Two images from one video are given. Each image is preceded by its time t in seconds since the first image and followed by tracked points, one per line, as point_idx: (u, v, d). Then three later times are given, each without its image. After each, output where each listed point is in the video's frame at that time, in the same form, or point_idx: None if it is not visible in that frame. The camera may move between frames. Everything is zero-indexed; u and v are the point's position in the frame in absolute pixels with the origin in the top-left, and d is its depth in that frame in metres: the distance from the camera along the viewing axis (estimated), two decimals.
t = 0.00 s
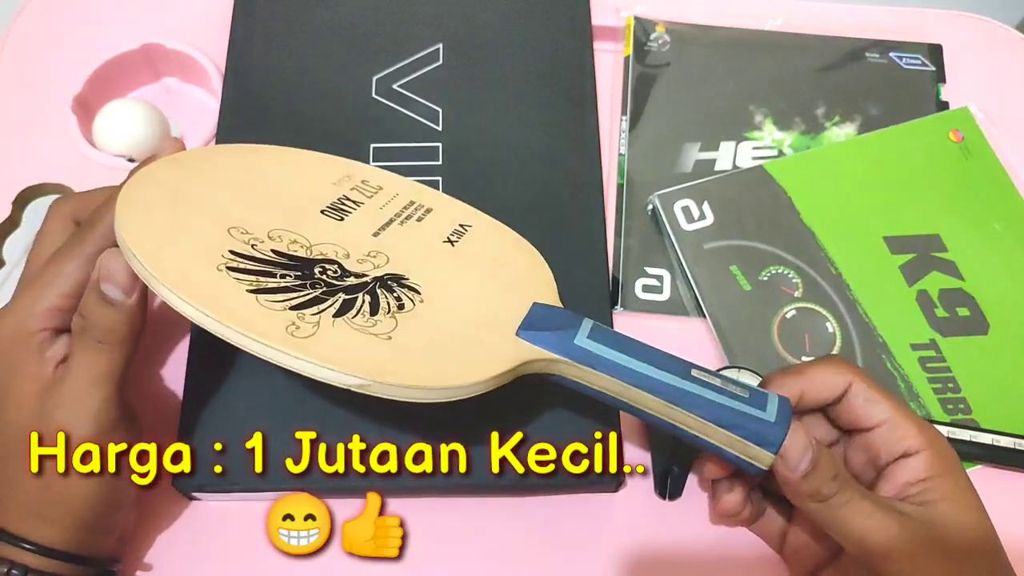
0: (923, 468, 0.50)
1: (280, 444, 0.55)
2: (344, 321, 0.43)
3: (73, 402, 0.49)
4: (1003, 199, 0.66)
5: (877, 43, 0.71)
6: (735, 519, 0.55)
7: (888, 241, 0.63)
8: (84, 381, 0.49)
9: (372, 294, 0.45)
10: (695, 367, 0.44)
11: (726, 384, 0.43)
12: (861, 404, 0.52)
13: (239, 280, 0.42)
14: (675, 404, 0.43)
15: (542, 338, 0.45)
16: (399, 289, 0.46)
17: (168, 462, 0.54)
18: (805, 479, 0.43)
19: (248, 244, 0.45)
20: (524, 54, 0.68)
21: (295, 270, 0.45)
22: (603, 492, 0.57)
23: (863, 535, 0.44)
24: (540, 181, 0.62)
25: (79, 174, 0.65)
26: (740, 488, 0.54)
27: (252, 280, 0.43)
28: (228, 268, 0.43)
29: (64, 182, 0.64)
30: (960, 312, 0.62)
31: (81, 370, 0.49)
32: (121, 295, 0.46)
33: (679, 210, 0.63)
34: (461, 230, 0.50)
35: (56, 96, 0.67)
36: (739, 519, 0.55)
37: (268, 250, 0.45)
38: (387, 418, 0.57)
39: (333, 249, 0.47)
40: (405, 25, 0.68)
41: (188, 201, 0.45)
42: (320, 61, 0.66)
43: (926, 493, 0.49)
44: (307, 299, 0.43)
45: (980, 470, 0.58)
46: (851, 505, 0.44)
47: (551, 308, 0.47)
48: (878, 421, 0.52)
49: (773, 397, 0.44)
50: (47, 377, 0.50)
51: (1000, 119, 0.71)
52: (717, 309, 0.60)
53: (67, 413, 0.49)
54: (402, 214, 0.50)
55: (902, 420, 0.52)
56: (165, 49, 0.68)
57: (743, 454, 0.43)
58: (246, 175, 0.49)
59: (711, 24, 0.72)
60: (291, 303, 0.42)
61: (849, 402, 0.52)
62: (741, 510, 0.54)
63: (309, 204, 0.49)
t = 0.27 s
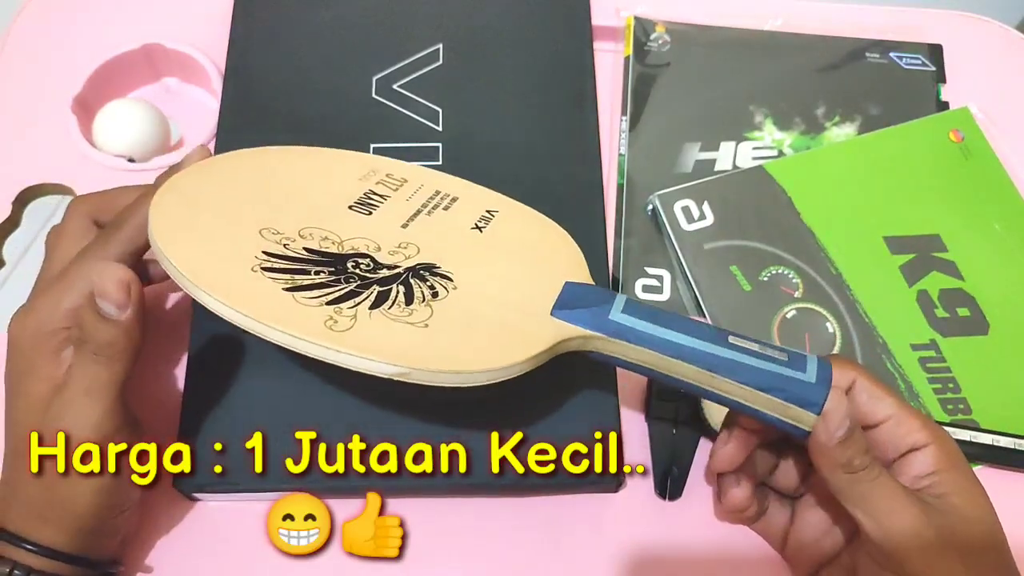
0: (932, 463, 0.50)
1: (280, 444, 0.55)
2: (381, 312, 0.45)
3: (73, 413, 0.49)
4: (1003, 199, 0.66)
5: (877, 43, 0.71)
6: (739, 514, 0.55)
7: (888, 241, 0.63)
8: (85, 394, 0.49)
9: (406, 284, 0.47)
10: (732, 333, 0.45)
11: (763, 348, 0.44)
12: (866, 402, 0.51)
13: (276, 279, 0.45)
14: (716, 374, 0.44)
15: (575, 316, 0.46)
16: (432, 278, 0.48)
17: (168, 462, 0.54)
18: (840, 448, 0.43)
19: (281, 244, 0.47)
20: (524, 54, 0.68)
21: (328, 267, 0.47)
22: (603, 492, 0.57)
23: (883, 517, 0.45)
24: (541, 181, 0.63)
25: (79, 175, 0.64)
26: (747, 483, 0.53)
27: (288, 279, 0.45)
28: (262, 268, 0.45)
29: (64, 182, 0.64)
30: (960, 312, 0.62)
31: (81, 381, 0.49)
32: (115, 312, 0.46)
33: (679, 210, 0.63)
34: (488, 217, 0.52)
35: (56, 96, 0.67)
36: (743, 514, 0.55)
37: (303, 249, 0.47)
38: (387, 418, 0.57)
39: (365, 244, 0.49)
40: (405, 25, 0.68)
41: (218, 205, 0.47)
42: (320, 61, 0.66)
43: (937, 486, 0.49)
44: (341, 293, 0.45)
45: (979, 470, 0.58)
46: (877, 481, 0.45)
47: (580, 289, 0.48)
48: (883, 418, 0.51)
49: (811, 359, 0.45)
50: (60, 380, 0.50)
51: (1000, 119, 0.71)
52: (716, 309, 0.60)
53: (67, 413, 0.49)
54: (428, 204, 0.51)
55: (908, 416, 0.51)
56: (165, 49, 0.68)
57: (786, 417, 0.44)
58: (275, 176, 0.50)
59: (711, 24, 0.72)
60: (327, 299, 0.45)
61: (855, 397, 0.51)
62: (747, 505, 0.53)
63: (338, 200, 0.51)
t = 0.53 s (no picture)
0: (932, 455, 0.50)
1: (279, 444, 0.55)
2: (387, 371, 0.46)
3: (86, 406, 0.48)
4: (1003, 199, 0.66)
5: (878, 43, 0.71)
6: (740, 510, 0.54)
7: (888, 240, 0.63)
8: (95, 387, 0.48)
9: (408, 320, 0.47)
10: (722, 344, 0.45)
11: (751, 362, 0.45)
12: (870, 387, 0.52)
13: (288, 353, 0.46)
14: (704, 385, 0.46)
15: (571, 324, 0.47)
16: (431, 304, 0.48)
17: (168, 462, 0.54)
18: (832, 432, 0.45)
19: (288, 288, 0.47)
20: (524, 53, 0.68)
21: (334, 316, 0.47)
22: (603, 492, 0.57)
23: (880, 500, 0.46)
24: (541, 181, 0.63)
25: (80, 175, 0.65)
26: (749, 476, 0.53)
27: (301, 348, 0.46)
28: (276, 336, 0.46)
29: (64, 182, 0.64)
30: (960, 312, 0.62)
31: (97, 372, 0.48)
32: (144, 308, 0.43)
33: (679, 210, 0.63)
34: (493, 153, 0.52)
35: (56, 96, 0.67)
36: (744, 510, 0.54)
37: (309, 290, 0.48)
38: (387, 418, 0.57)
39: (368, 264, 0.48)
40: (405, 25, 0.68)
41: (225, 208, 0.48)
42: (320, 61, 0.66)
43: (938, 479, 0.50)
44: (350, 355, 0.47)
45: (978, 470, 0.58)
46: (873, 466, 0.46)
47: (579, 286, 0.48)
48: (885, 406, 0.52)
49: (802, 362, 0.45)
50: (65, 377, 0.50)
51: (1000, 119, 0.71)
52: (716, 308, 0.60)
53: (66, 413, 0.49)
54: (425, 168, 0.51)
55: (910, 406, 0.51)
56: (165, 49, 0.68)
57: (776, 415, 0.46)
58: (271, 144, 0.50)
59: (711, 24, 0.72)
60: (336, 368, 0.46)
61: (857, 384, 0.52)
62: (748, 500, 0.53)
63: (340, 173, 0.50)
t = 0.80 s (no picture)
0: (935, 454, 0.50)
1: (280, 444, 0.55)
2: (412, 359, 0.51)
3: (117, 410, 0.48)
4: (1003, 199, 0.66)
5: (877, 43, 0.71)
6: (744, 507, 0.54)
7: (888, 240, 0.63)
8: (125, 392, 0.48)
9: (423, 319, 0.49)
10: (720, 368, 0.46)
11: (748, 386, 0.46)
12: (877, 382, 0.53)
13: (324, 337, 0.50)
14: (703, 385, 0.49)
15: (578, 329, 0.47)
16: (443, 307, 0.48)
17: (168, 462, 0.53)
18: (833, 426, 0.46)
19: (308, 289, 0.48)
20: (524, 54, 0.68)
21: (356, 310, 0.49)
22: (603, 492, 0.57)
23: (880, 495, 0.47)
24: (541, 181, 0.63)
25: (79, 175, 0.65)
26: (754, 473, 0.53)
27: (332, 333, 0.50)
28: (309, 326, 0.50)
29: (64, 181, 0.64)
30: (960, 312, 0.62)
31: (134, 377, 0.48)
32: (210, 323, 0.48)
33: (679, 210, 0.63)
34: (484, 164, 0.42)
35: (56, 96, 0.67)
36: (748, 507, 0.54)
37: (330, 291, 0.48)
38: (387, 418, 0.57)
39: (375, 266, 0.47)
40: (405, 25, 0.68)
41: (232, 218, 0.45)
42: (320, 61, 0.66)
43: (941, 478, 0.50)
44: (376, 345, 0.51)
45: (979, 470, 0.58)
46: (875, 461, 0.47)
47: (583, 304, 0.47)
48: (891, 402, 0.52)
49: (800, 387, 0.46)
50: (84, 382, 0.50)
51: (1000, 119, 0.71)
52: (716, 309, 0.60)
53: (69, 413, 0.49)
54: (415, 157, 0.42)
55: (914, 403, 0.52)
56: (165, 48, 0.68)
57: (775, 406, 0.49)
58: (241, 144, 0.42)
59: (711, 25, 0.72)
60: (370, 351, 0.51)
61: (865, 376, 0.53)
62: (753, 497, 0.53)
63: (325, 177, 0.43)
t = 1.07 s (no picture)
0: (939, 449, 0.50)
1: (280, 444, 0.55)
2: (426, 374, 0.50)
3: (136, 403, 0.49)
4: (1003, 199, 0.66)
5: (877, 43, 0.71)
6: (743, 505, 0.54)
7: (888, 240, 0.63)
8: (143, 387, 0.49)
9: (439, 329, 0.49)
10: (739, 368, 0.46)
11: (766, 386, 0.47)
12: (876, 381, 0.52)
13: (338, 352, 0.50)
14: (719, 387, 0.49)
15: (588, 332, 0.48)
16: (459, 315, 0.49)
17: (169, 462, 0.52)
18: (875, 412, 0.46)
19: (327, 301, 0.48)
20: (524, 54, 0.68)
21: (371, 322, 0.49)
22: (603, 492, 0.57)
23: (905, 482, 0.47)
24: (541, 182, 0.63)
25: (80, 175, 0.65)
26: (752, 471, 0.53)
27: (347, 350, 0.50)
28: (325, 341, 0.49)
29: (64, 181, 0.64)
30: (960, 312, 0.62)
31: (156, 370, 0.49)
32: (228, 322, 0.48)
33: (679, 210, 0.63)
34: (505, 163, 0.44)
35: (56, 96, 0.67)
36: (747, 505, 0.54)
37: (347, 303, 0.48)
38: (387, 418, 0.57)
39: (393, 275, 0.47)
40: (405, 25, 0.68)
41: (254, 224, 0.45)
42: (320, 62, 0.66)
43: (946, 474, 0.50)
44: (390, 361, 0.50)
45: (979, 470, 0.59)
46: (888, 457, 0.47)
47: (599, 306, 0.47)
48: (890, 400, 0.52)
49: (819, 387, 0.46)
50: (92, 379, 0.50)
51: (1000, 119, 0.71)
52: (716, 309, 0.60)
53: (70, 413, 0.50)
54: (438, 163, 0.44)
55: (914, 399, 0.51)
56: (165, 49, 0.68)
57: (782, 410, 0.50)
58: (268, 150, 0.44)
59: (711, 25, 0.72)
60: (384, 367, 0.50)
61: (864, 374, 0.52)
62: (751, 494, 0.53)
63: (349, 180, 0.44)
